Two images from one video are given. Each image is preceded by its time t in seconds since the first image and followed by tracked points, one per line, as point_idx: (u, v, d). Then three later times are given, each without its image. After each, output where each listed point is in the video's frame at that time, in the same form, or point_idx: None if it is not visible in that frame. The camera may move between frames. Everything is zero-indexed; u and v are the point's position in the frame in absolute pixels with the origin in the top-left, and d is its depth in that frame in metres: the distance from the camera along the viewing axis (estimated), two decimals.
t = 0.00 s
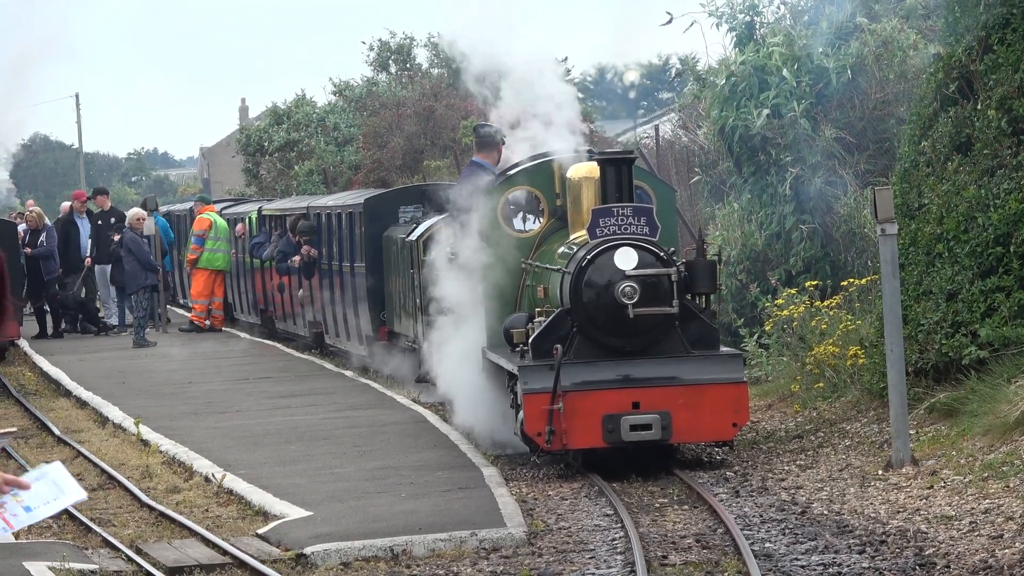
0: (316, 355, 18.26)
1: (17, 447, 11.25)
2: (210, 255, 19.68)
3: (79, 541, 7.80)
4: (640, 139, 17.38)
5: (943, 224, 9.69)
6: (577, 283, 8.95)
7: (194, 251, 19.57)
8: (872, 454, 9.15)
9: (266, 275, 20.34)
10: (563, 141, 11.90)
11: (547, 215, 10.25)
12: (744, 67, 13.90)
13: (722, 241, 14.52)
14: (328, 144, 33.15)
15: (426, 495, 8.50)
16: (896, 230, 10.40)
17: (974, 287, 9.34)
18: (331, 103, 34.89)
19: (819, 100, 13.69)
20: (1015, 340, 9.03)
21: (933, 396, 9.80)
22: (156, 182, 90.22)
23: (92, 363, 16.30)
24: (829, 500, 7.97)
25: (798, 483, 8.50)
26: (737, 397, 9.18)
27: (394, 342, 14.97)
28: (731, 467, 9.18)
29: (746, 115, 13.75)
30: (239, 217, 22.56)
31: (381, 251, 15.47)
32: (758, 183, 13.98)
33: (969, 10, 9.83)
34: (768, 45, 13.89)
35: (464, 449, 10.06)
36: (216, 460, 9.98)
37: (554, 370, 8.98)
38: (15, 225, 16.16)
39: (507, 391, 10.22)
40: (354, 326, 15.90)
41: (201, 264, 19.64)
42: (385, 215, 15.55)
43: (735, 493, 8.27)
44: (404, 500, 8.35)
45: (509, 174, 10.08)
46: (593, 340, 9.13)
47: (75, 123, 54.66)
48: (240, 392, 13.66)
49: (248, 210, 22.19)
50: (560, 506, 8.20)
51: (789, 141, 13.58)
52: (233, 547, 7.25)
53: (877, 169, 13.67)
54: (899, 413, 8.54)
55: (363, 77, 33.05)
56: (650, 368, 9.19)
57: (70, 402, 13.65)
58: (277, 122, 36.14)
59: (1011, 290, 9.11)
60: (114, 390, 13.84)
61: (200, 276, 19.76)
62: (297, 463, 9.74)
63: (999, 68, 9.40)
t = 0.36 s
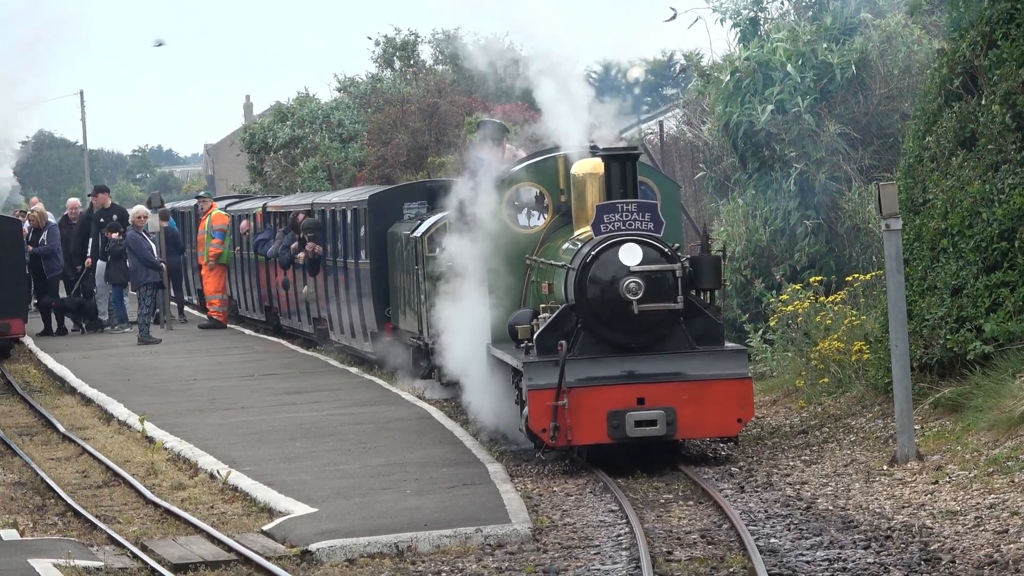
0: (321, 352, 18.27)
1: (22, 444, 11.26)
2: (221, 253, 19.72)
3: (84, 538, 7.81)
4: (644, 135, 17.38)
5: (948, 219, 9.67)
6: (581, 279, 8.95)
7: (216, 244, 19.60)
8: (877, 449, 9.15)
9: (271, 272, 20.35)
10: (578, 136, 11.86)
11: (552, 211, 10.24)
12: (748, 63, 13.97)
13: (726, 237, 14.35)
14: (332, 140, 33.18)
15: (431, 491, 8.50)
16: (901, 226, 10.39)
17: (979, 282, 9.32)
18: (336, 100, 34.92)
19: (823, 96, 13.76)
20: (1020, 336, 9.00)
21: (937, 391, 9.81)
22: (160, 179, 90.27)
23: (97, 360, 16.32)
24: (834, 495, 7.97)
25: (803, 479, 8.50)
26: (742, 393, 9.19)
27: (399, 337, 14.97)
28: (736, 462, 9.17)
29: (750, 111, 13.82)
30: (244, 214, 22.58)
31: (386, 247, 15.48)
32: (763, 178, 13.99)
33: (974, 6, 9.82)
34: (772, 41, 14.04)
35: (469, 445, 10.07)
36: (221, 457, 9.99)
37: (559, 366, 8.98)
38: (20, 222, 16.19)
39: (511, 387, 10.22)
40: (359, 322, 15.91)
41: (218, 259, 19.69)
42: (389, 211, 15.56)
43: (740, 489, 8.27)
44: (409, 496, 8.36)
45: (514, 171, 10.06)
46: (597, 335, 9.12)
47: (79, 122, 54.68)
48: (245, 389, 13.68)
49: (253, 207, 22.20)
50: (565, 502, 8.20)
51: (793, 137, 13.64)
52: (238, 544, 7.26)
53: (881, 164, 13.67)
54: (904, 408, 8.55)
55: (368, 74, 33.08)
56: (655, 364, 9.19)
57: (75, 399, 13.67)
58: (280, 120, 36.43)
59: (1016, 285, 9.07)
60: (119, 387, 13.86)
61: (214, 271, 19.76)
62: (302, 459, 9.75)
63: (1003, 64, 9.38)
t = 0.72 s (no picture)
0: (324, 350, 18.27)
1: (26, 442, 11.29)
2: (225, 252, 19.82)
3: (87, 536, 7.82)
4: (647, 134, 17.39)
5: (951, 218, 9.66)
6: (584, 278, 8.96)
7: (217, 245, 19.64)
8: (881, 448, 9.14)
9: (274, 270, 20.36)
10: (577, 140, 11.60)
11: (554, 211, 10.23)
12: (752, 62, 13.98)
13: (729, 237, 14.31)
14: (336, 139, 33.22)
15: (434, 489, 8.51)
16: (904, 225, 10.40)
17: (982, 282, 9.31)
18: (340, 99, 34.96)
19: (826, 95, 13.84)
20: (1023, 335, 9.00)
21: (941, 390, 9.82)
22: (164, 178, 90.35)
23: (101, 358, 16.34)
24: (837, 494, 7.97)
25: (807, 478, 8.50)
26: (746, 392, 9.18)
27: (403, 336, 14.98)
28: (739, 462, 9.17)
29: (754, 110, 13.82)
30: (248, 212, 22.58)
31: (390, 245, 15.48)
32: (766, 177, 13.99)
33: (979, 6, 9.81)
34: (776, 41, 14.11)
35: (473, 444, 10.07)
36: (225, 455, 10.00)
37: (562, 364, 8.98)
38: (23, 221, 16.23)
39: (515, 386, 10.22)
40: (362, 321, 15.91)
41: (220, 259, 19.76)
42: (392, 209, 15.55)
43: (744, 488, 8.27)
44: (412, 495, 8.37)
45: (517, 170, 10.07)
46: (600, 334, 9.12)
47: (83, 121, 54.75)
48: (249, 387, 13.69)
49: (257, 205, 22.21)
50: (568, 501, 8.20)
51: (797, 138, 13.64)
52: (241, 542, 7.27)
53: (885, 164, 13.67)
54: (908, 408, 8.54)
55: (371, 73, 33.13)
56: (658, 363, 9.19)
57: (79, 397, 13.69)
58: (284, 118, 36.50)
59: (1019, 285, 9.06)
60: (123, 386, 13.88)
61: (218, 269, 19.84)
62: (306, 458, 9.76)
63: (1007, 63, 9.36)
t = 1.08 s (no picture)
0: (325, 349, 18.29)
1: (27, 441, 11.29)
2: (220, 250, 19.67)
3: (88, 535, 7.82)
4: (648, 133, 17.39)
5: (953, 216, 9.65)
6: (585, 276, 8.96)
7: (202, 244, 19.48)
8: (882, 447, 9.14)
9: (276, 269, 20.37)
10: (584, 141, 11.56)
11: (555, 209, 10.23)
12: (753, 60, 14.01)
13: (730, 235, 14.38)
14: (337, 138, 33.26)
15: (435, 488, 8.51)
16: (905, 224, 10.40)
17: (983, 280, 9.30)
18: (341, 97, 34.98)
19: (827, 93, 13.84)
20: None
21: (942, 388, 9.82)
22: (165, 176, 90.38)
23: (102, 357, 16.35)
24: (838, 493, 7.97)
25: (808, 476, 8.50)
26: (747, 390, 9.18)
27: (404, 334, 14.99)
28: (740, 460, 9.17)
29: (754, 108, 13.83)
30: (249, 210, 22.57)
31: (390, 243, 15.49)
32: (767, 175, 14.00)
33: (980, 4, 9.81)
34: (776, 39, 14.13)
35: (474, 443, 10.08)
36: (226, 454, 10.00)
37: (563, 362, 8.98)
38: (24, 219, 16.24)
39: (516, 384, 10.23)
40: (363, 319, 15.92)
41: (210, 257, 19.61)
42: (392, 207, 15.51)
43: (744, 486, 8.28)
44: (412, 493, 8.37)
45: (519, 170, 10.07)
46: (601, 333, 9.12)
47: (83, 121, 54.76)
48: (250, 386, 13.70)
49: (257, 203, 22.22)
50: (569, 499, 8.20)
51: (799, 136, 13.64)
52: (242, 541, 7.28)
53: (886, 161, 13.68)
54: (908, 406, 8.54)
55: (372, 71, 33.15)
56: (659, 361, 9.19)
57: (80, 396, 13.70)
58: (285, 117, 36.51)
59: (1020, 283, 9.05)
60: (124, 384, 13.88)
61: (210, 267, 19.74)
62: (308, 456, 9.77)
63: (1008, 61, 9.35)
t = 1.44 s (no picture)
0: (324, 349, 18.28)
1: (26, 441, 11.29)
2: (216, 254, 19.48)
3: (87, 535, 7.82)
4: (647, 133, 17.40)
5: (952, 216, 9.64)
6: (584, 276, 8.96)
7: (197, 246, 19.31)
8: (881, 446, 9.14)
9: (275, 269, 20.36)
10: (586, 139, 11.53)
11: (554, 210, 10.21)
12: (752, 60, 14.00)
13: (729, 236, 14.38)
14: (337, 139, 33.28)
15: (434, 488, 8.51)
16: (904, 224, 10.40)
17: (982, 279, 9.30)
18: (340, 97, 34.98)
19: (826, 93, 13.85)
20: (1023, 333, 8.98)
21: (941, 388, 9.82)
22: (164, 177, 90.36)
23: (101, 356, 16.34)
24: (836, 493, 7.97)
25: (807, 476, 8.50)
26: (747, 390, 9.18)
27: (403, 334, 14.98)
28: (739, 460, 9.17)
29: (753, 108, 13.83)
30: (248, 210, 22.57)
31: (390, 244, 15.47)
32: (766, 175, 14.01)
33: (978, 4, 9.81)
34: (775, 39, 14.13)
35: (473, 443, 10.07)
36: (225, 454, 9.99)
37: (562, 362, 8.98)
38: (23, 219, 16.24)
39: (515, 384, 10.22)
40: (362, 319, 15.91)
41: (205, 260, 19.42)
42: (391, 207, 15.51)
43: (743, 486, 8.27)
44: (411, 493, 8.37)
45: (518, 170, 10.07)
46: (600, 333, 9.12)
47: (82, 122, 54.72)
48: (249, 386, 13.70)
49: (256, 203, 22.21)
50: (568, 500, 8.20)
51: (797, 136, 13.65)
52: (241, 541, 7.27)
53: (885, 161, 13.70)
54: (907, 406, 8.54)
55: (371, 71, 33.19)
56: (658, 362, 9.19)
57: (78, 396, 13.69)
58: (285, 117, 36.46)
59: (1019, 283, 9.05)
60: (123, 384, 13.88)
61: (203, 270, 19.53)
62: (307, 456, 9.76)
63: (1007, 61, 9.33)
